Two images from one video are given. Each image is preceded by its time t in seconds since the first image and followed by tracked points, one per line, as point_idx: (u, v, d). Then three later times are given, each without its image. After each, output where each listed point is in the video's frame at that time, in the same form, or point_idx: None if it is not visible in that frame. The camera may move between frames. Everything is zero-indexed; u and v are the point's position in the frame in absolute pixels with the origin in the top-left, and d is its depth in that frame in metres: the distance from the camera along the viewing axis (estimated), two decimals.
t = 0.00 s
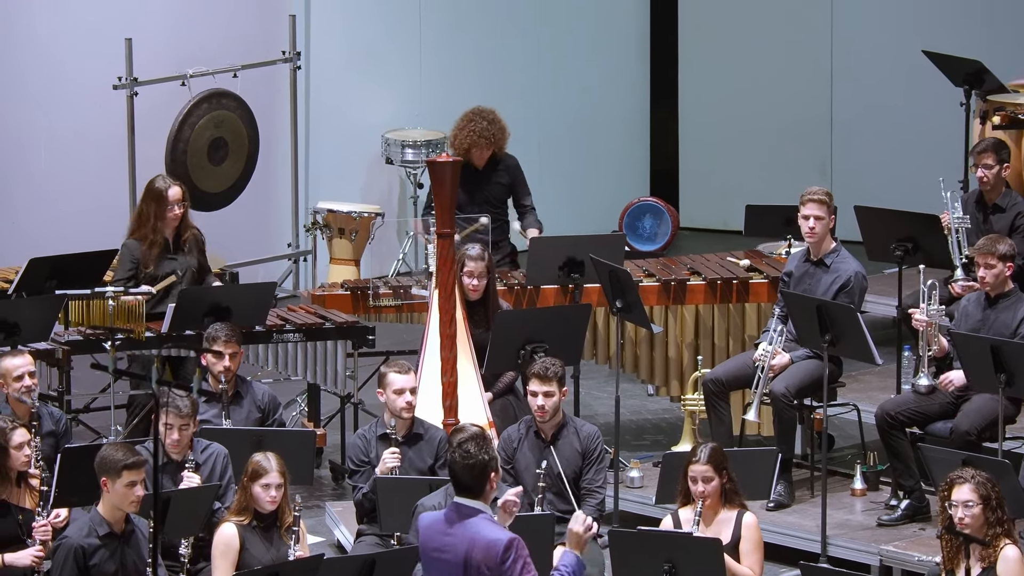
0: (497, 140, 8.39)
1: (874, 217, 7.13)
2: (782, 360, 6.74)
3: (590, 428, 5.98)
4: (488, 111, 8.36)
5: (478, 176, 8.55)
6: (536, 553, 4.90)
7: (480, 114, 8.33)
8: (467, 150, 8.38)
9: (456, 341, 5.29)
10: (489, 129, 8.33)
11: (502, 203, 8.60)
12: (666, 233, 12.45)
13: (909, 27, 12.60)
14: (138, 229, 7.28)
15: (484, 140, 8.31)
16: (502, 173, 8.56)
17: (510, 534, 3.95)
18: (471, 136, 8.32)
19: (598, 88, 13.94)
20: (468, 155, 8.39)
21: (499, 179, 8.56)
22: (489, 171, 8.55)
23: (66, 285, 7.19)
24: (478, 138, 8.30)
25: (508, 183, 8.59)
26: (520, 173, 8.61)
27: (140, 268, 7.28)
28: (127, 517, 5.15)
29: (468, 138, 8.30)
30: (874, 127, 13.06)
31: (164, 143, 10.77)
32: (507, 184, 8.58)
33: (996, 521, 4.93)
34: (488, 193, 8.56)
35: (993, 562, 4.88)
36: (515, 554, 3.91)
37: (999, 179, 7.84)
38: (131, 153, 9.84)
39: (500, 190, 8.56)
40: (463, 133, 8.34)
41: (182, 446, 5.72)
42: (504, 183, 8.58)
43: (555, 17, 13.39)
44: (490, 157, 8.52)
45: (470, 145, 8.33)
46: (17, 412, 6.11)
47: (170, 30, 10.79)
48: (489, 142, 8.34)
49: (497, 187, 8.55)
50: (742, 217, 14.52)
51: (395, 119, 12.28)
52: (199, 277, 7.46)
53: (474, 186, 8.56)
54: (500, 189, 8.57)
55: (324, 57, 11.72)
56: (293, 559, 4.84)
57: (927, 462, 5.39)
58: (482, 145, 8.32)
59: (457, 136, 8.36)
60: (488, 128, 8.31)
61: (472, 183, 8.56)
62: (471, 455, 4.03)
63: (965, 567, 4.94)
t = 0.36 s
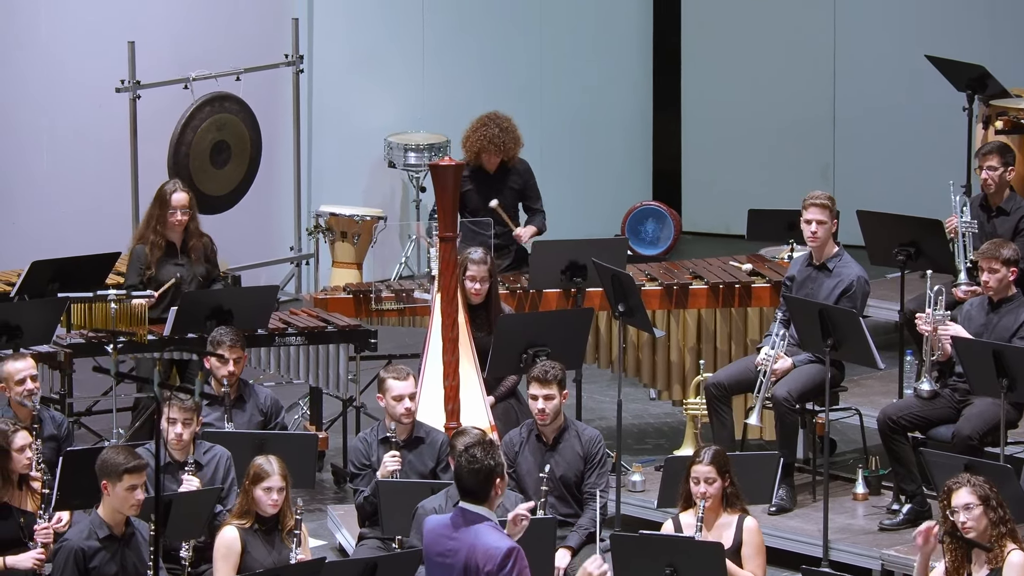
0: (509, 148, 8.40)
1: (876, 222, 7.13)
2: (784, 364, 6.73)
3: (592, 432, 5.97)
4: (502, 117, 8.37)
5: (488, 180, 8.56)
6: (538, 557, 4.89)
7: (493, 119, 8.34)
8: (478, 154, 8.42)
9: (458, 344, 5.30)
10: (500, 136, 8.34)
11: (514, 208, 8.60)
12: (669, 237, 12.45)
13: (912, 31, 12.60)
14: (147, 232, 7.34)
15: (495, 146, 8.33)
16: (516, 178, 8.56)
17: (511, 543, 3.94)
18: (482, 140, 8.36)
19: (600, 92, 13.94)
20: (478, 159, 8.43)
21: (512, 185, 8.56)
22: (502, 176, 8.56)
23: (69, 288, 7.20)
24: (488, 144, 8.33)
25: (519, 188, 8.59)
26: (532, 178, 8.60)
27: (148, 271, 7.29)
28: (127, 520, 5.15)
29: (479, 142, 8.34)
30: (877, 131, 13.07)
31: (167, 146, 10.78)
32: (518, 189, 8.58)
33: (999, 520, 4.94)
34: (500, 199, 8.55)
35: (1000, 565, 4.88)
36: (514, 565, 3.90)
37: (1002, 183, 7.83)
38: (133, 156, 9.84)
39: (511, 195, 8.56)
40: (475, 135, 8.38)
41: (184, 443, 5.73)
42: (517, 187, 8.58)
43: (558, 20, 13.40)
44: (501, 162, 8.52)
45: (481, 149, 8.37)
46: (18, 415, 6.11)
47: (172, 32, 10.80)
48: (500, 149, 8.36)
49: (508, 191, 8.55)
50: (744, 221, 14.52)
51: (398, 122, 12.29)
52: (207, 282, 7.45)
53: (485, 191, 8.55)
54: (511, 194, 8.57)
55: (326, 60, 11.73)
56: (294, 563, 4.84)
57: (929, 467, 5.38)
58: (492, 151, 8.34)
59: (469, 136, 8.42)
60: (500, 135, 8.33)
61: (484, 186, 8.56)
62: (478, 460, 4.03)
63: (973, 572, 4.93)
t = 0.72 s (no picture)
0: (506, 151, 8.41)
1: (878, 225, 7.14)
2: (784, 368, 6.67)
3: (594, 435, 5.96)
4: (496, 121, 8.38)
5: (487, 184, 8.56)
6: (540, 560, 4.89)
7: (488, 124, 8.34)
8: (476, 161, 8.40)
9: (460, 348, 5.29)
10: (497, 140, 8.34)
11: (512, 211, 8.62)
12: (671, 240, 12.46)
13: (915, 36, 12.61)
14: (160, 237, 7.33)
15: (493, 151, 8.33)
16: (511, 182, 8.58)
17: (512, 546, 3.94)
18: (479, 147, 8.33)
19: (603, 95, 13.95)
20: (477, 165, 8.42)
21: (509, 188, 8.58)
22: (497, 181, 8.57)
23: (71, 291, 7.21)
24: (488, 149, 8.32)
25: (516, 193, 8.61)
26: (528, 182, 8.62)
27: (160, 278, 7.31)
28: (130, 523, 5.16)
29: (478, 150, 8.32)
30: (879, 135, 13.07)
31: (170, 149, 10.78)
32: (516, 194, 8.60)
33: (1001, 523, 4.94)
34: (497, 202, 8.56)
35: (1003, 569, 4.83)
36: (515, 567, 3.89)
37: (1005, 187, 7.82)
38: (136, 158, 9.85)
39: (508, 199, 8.58)
40: (472, 144, 8.36)
41: (187, 441, 5.72)
42: (513, 192, 8.60)
43: (560, 24, 13.40)
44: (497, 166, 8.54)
45: (480, 155, 8.35)
46: (19, 417, 6.12)
47: (176, 35, 10.81)
48: (498, 153, 8.36)
49: (505, 197, 8.56)
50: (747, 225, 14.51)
51: (401, 126, 12.30)
52: (219, 286, 7.42)
53: (480, 197, 8.57)
54: (509, 198, 8.58)
55: (328, 63, 11.73)
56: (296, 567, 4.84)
57: (931, 471, 5.38)
58: (492, 156, 8.33)
59: (465, 146, 8.39)
60: (497, 139, 8.32)
61: (480, 190, 8.58)
62: (480, 464, 4.04)
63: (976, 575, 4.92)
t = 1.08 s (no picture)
0: (513, 157, 8.37)
1: (884, 229, 7.13)
2: (791, 372, 6.71)
3: (601, 438, 5.98)
4: (507, 126, 8.37)
5: (495, 190, 8.56)
6: (546, 563, 4.89)
7: (499, 128, 8.34)
8: (482, 161, 8.37)
9: (466, 351, 5.30)
10: (504, 146, 8.33)
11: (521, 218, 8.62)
12: (677, 244, 12.45)
13: (920, 40, 12.62)
14: (160, 238, 7.38)
15: (499, 155, 8.30)
16: (521, 188, 8.57)
17: (519, 547, 3.95)
18: (487, 148, 8.32)
19: (609, 99, 13.96)
20: (483, 167, 8.39)
21: (518, 195, 8.58)
22: (508, 186, 8.56)
23: (77, 294, 7.23)
24: (492, 153, 8.30)
25: (525, 199, 8.61)
26: (538, 187, 8.64)
27: (152, 278, 7.34)
28: (135, 526, 5.16)
29: (483, 150, 8.31)
30: (885, 139, 13.07)
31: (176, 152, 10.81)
32: (525, 200, 8.61)
33: (1007, 527, 4.93)
34: (507, 208, 8.57)
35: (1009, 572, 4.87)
36: (523, 567, 3.91)
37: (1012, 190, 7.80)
38: (142, 161, 9.87)
39: (517, 205, 8.58)
40: (480, 144, 8.35)
41: (195, 440, 5.76)
42: (522, 199, 8.60)
43: (566, 28, 13.42)
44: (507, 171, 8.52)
45: (485, 157, 8.33)
46: (24, 421, 6.12)
47: (182, 40, 10.83)
48: (504, 158, 8.33)
49: (514, 203, 8.56)
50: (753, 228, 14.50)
51: (408, 131, 12.32)
52: (212, 290, 7.41)
53: (491, 201, 8.56)
54: (518, 204, 8.58)
55: (335, 67, 11.75)
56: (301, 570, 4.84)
57: (937, 475, 5.36)
58: (497, 160, 8.31)
59: (474, 146, 8.38)
60: (504, 144, 8.31)
61: (490, 195, 8.56)
62: (482, 467, 4.02)
63: None
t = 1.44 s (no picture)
0: (504, 163, 8.39)
1: (889, 236, 7.12)
2: (797, 378, 6.70)
3: (609, 445, 5.95)
4: (495, 133, 8.36)
5: (490, 197, 8.58)
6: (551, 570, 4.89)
7: (488, 136, 8.32)
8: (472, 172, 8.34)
9: (472, 358, 5.29)
10: (495, 152, 8.32)
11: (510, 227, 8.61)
12: (683, 250, 12.44)
13: (927, 47, 12.63)
14: (151, 243, 7.29)
15: (490, 162, 8.30)
16: (512, 196, 8.57)
17: (523, 553, 3.95)
18: (477, 157, 8.30)
19: (615, 105, 13.97)
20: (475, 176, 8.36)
21: (510, 203, 8.58)
22: (499, 195, 8.58)
23: (83, 300, 7.28)
24: (484, 161, 8.29)
25: (518, 206, 8.61)
26: (530, 196, 8.62)
27: (148, 283, 7.27)
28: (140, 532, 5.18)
29: (474, 159, 8.28)
30: (892, 146, 13.07)
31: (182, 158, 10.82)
32: (517, 207, 8.60)
33: (1015, 535, 4.93)
34: (499, 214, 8.58)
35: None
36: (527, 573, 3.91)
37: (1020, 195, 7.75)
38: (148, 168, 9.88)
39: (510, 212, 8.58)
40: (470, 154, 8.32)
41: (200, 444, 5.75)
42: (514, 206, 8.59)
43: (572, 34, 13.43)
44: (498, 179, 8.53)
45: (476, 166, 8.30)
46: (31, 427, 6.11)
47: (189, 46, 10.86)
48: (495, 165, 8.34)
49: (508, 210, 8.57)
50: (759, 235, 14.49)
51: (414, 137, 12.33)
52: (207, 293, 7.42)
53: (486, 209, 8.59)
54: (511, 211, 8.58)
55: (341, 74, 11.76)
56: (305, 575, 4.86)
57: (944, 482, 5.35)
58: (488, 168, 8.31)
59: (463, 157, 8.34)
60: (495, 151, 8.31)
61: (484, 205, 8.59)
62: (493, 472, 4.04)
63: None
